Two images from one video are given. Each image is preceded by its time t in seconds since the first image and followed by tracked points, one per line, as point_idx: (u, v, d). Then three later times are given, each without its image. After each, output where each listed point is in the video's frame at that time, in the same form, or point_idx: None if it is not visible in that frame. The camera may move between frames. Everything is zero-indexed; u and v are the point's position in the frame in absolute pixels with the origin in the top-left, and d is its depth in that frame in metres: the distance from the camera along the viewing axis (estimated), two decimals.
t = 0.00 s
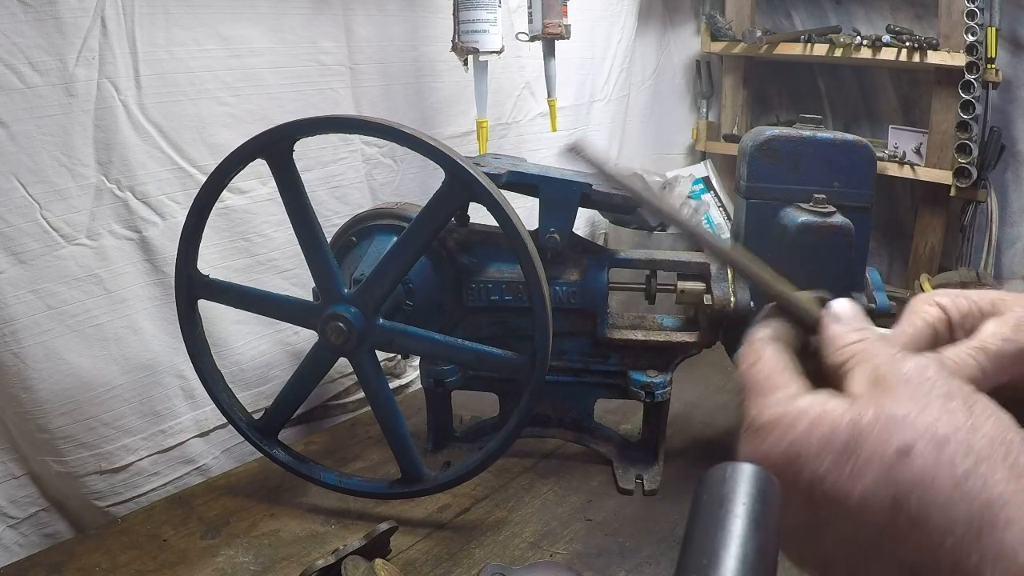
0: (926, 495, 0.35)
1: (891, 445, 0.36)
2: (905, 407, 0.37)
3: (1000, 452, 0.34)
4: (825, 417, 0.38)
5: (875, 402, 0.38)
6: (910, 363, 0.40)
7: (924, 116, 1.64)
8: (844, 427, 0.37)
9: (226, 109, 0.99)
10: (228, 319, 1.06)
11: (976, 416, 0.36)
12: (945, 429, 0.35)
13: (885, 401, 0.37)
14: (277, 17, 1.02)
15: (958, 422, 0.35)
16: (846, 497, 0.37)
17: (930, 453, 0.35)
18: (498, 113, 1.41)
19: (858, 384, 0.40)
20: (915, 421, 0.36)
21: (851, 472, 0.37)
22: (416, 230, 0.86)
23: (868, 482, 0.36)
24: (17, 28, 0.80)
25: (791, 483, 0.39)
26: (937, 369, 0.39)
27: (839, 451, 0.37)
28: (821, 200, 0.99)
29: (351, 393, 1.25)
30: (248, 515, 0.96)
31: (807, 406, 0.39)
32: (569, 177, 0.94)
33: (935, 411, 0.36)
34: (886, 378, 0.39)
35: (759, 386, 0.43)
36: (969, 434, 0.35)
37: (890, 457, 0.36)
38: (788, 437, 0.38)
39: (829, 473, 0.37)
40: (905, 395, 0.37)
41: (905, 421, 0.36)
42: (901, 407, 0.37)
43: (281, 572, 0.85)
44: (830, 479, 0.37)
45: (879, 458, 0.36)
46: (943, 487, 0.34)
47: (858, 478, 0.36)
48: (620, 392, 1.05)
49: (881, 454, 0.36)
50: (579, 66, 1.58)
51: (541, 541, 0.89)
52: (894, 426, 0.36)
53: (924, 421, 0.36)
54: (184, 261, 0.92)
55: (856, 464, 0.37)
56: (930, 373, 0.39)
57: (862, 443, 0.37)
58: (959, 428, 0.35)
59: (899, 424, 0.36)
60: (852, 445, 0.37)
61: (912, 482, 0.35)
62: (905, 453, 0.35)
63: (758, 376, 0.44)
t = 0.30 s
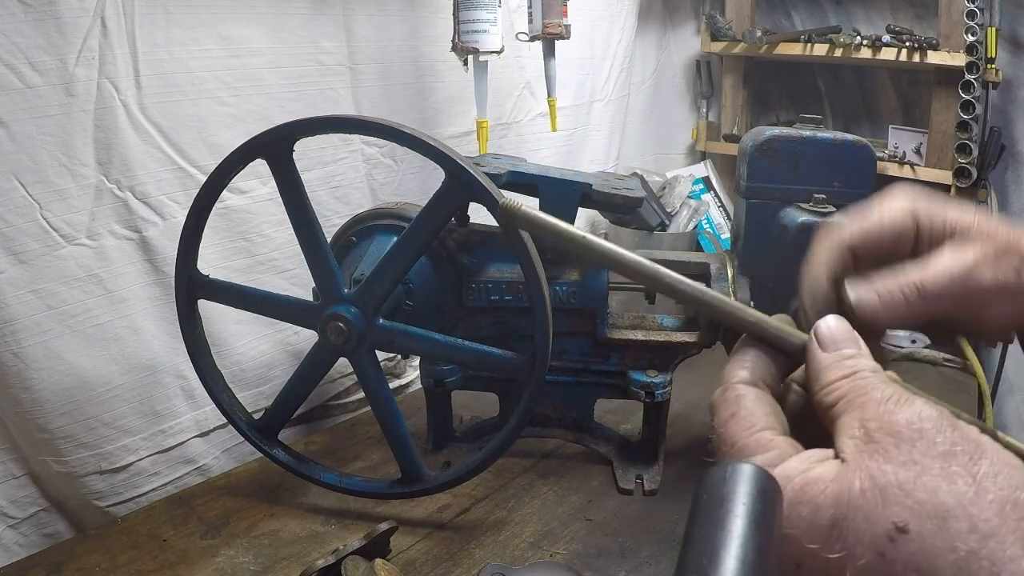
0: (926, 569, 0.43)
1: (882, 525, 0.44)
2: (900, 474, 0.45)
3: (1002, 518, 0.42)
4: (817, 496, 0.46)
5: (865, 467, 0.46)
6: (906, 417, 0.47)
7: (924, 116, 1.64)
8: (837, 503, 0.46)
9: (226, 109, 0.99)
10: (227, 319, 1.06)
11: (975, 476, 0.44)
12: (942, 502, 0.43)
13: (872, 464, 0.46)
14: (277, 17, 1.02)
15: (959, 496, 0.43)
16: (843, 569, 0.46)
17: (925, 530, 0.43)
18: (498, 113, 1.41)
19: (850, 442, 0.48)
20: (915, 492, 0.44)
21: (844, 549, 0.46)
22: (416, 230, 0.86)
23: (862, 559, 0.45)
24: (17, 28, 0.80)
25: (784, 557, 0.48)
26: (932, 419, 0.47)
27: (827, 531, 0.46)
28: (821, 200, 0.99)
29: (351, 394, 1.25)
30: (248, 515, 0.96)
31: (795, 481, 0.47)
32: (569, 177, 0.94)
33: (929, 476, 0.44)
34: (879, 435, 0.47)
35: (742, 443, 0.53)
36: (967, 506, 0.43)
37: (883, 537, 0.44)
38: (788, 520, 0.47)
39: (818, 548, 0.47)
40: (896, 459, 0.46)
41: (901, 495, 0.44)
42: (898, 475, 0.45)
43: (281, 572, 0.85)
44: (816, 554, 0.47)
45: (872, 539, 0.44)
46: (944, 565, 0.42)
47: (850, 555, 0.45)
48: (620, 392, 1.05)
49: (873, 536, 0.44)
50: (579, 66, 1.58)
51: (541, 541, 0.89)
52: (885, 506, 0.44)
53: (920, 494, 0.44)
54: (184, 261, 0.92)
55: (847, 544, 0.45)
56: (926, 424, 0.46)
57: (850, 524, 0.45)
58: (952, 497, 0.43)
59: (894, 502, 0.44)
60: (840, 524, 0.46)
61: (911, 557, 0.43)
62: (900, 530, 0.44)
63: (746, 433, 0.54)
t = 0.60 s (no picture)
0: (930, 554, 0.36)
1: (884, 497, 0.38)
2: (900, 448, 0.39)
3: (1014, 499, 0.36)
4: (812, 469, 0.41)
5: (863, 442, 0.41)
6: (907, 390, 0.43)
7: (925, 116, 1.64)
8: (834, 478, 0.40)
9: (226, 109, 0.99)
10: (228, 319, 1.06)
11: (982, 455, 0.38)
12: (947, 476, 0.37)
13: (873, 437, 0.41)
14: (277, 17, 1.02)
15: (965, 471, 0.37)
16: (840, 555, 0.38)
17: (930, 507, 0.37)
18: (498, 113, 1.41)
19: (848, 414, 0.44)
20: (916, 467, 0.38)
21: (842, 529, 0.39)
22: (416, 230, 0.86)
23: (862, 540, 0.38)
24: (17, 28, 0.80)
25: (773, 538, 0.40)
26: (935, 392, 0.43)
27: (822, 508, 0.39)
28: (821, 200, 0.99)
29: (351, 393, 1.25)
30: (248, 515, 0.96)
31: (789, 459, 0.42)
32: (569, 177, 0.94)
33: (932, 452, 0.39)
34: (879, 408, 0.43)
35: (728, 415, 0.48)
36: (975, 482, 0.37)
37: (884, 515, 0.37)
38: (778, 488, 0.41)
39: (811, 526, 0.39)
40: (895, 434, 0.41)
41: (904, 470, 0.38)
42: (902, 450, 0.39)
43: (281, 572, 0.85)
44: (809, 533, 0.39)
45: (871, 516, 0.38)
46: (953, 545, 0.35)
47: (849, 535, 0.38)
48: (620, 392, 1.05)
49: (873, 514, 0.38)
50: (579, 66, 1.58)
51: (541, 541, 0.89)
52: (887, 481, 0.38)
53: (924, 470, 0.38)
54: (184, 261, 0.92)
55: (846, 523, 0.38)
56: (926, 394, 0.42)
57: (847, 501, 0.39)
58: (959, 474, 0.37)
59: (894, 478, 0.38)
60: (836, 502, 0.39)
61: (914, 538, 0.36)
62: (903, 508, 0.37)
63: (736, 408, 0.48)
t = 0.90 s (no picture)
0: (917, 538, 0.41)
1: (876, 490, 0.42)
2: (896, 432, 0.43)
3: (1002, 488, 0.41)
4: (808, 454, 0.45)
5: (859, 423, 0.44)
6: (904, 365, 0.45)
7: (924, 116, 1.64)
8: (827, 463, 0.44)
9: (226, 109, 0.99)
10: (228, 319, 1.06)
11: (982, 441, 0.42)
12: (943, 468, 0.41)
13: (867, 420, 0.44)
14: (277, 18, 1.02)
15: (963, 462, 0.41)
16: (830, 542, 0.43)
17: (922, 497, 0.41)
18: (497, 113, 1.41)
19: (845, 395, 0.46)
20: (912, 454, 0.42)
21: (832, 518, 0.43)
22: (416, 230, 0.86)
23: (852, 528, 0.43)
24: (17, 28, 0.80)
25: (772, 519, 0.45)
26: (936, 370, 0.44)
27: (814, 495, 0.44)
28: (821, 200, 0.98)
29: (351, 394, 1.25)
30: (248, 515, 0.96)
31: (784, 438, 0.46)
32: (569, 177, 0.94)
33: (930, 437, 0.42)
34: (877, 388, 0.45)
35: (727, 390, 0.52)
36: (972, 475, 0.41)
37: (876, 505, 0.42)
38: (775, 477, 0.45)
39: (806, 513, 0.44)
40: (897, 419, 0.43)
41: (898, 458, 0.42)
42: (895, 433, 0.43)
43: (281, 572, 0.85)
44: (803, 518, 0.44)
45: (862, 505, 0.42)
46: (940, 534, 0.40)
47: (839, 525, 0.43)
48: (620, 393, 1.05)
49: (864, 502, 0.42)
50: (579, 66, 1.58)
51: (541, 541, 0.89)
52: (878, 470, 0.42)
53: (919, 457, 0.42)
54: (184, 261, 0.92)
55: (837, 511, 0.43)
56: (929, 374, 0.44)
57: (839, 487, 0.43)
58: (956, 465, 0.41)
59: (888, 464, 0.42)
60: (829, 487, 0.44)
61: (906, 527, 0.41)
62: (894, 498, 0.41)
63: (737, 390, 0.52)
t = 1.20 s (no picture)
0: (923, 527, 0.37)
1: (882, 478, 0.38)
2: (902, 421, 0.39)
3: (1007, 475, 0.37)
4: (808, 442, 0.40)
5: (863, 414, 0.40)
6: (903, 361, 0.42)
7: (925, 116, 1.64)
8: (832, 450, 0.39)
9: (226, 109, 0.99)
10: (228, 319, 1.06)
11: (986, 430, 0.39)
12: (949, 455, 0.37)
13: (871, 411, 0.40)
14: (277, 17, 1.02)
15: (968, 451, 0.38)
16: (835, 531, 0.39)
17: (930, 483, 0.37)
18: (497, 113, 1.41)
19: (845, 391, 0.43)
20: (918, 442, 0.38)
21: (837, 506, 0.39)
22: (416, 230, 0.86)
23: (859, 514, 0.38)
24: (17, 28, 0.80)
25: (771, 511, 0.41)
26: (935, 365, 0.41)
27: (818, 482, 0.40)
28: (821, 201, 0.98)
29: (351, 393, 1.25)
30: (248, 515, 0.96)
31: (786, 426, 0.42)
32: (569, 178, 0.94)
33: (935, 426, 0.39)
34: (879, 382, 0.42)
35: (717, 387, 0.47)
36: (976, 460, 0.37)
37: (883, 490, 0.38)
38: (776, 464, 0.41)
39: (807, 501, 0.40)
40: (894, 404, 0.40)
41: (904, 445, 0.38)
42: (901, 422, 0.39)
43: (281, 572, 0.85)
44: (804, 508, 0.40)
45: (869, 492, 0.38)
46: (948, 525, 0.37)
47: (845, 513, 0.39)
48: (620, 393, 1.05)
49: (871, 489, 0.38)
50: (579, 66, 1.58)
51: (541, 541, 0.89)
52: (887, 455, 0.38)
53: (926, 444, 0.38)
54: (184, 260, 0.92)
55: (842, 498, 0.39)
56: (928, 368, 0.41)
57: (844, 475, 0.39)
58: (961, 451, 0.38)
59: (895, 452, 0.38)
60: (833, 475, 0.39)
61: (912, 514, 0.37)
62: (903, 483, 0.37)
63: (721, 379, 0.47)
